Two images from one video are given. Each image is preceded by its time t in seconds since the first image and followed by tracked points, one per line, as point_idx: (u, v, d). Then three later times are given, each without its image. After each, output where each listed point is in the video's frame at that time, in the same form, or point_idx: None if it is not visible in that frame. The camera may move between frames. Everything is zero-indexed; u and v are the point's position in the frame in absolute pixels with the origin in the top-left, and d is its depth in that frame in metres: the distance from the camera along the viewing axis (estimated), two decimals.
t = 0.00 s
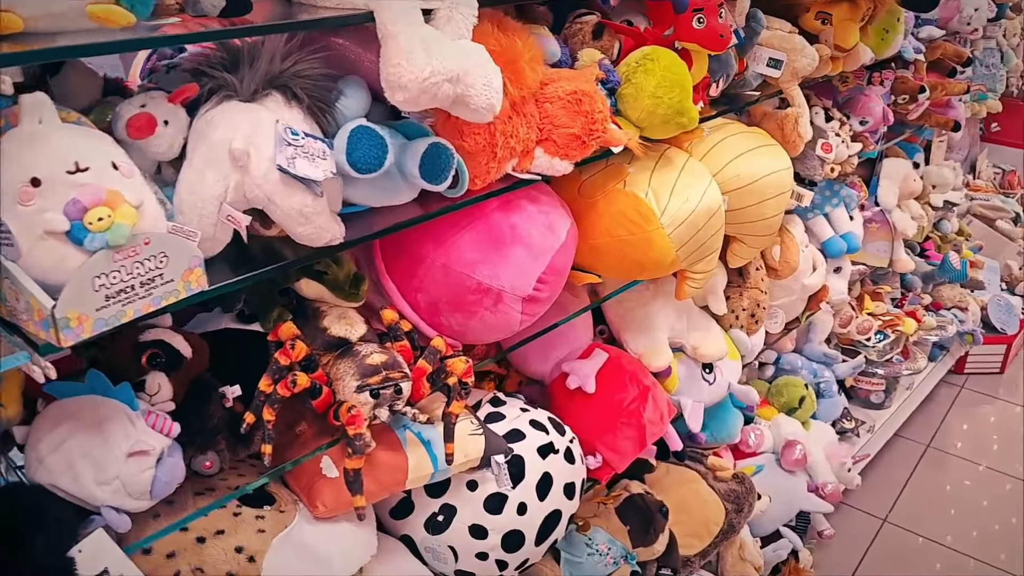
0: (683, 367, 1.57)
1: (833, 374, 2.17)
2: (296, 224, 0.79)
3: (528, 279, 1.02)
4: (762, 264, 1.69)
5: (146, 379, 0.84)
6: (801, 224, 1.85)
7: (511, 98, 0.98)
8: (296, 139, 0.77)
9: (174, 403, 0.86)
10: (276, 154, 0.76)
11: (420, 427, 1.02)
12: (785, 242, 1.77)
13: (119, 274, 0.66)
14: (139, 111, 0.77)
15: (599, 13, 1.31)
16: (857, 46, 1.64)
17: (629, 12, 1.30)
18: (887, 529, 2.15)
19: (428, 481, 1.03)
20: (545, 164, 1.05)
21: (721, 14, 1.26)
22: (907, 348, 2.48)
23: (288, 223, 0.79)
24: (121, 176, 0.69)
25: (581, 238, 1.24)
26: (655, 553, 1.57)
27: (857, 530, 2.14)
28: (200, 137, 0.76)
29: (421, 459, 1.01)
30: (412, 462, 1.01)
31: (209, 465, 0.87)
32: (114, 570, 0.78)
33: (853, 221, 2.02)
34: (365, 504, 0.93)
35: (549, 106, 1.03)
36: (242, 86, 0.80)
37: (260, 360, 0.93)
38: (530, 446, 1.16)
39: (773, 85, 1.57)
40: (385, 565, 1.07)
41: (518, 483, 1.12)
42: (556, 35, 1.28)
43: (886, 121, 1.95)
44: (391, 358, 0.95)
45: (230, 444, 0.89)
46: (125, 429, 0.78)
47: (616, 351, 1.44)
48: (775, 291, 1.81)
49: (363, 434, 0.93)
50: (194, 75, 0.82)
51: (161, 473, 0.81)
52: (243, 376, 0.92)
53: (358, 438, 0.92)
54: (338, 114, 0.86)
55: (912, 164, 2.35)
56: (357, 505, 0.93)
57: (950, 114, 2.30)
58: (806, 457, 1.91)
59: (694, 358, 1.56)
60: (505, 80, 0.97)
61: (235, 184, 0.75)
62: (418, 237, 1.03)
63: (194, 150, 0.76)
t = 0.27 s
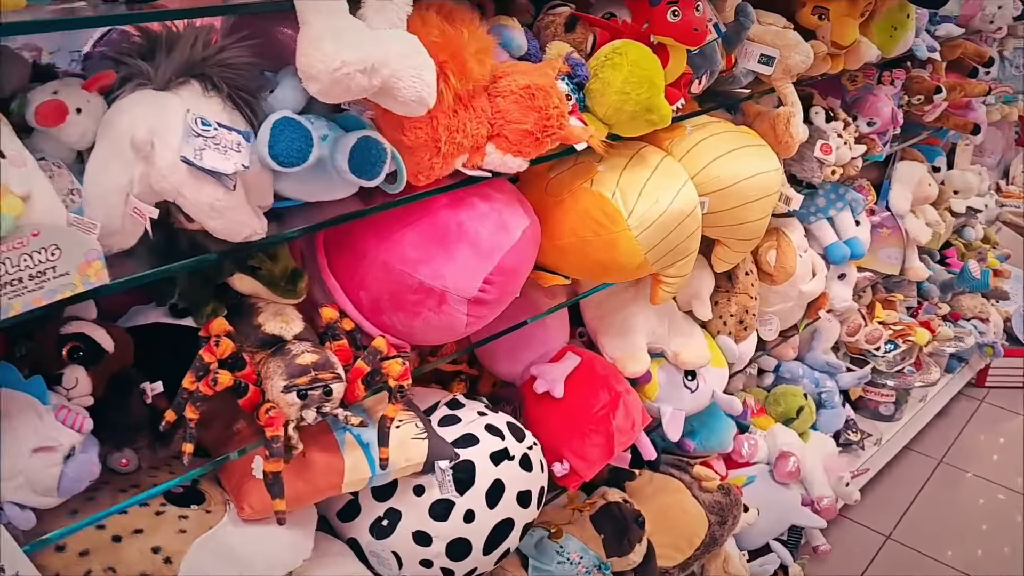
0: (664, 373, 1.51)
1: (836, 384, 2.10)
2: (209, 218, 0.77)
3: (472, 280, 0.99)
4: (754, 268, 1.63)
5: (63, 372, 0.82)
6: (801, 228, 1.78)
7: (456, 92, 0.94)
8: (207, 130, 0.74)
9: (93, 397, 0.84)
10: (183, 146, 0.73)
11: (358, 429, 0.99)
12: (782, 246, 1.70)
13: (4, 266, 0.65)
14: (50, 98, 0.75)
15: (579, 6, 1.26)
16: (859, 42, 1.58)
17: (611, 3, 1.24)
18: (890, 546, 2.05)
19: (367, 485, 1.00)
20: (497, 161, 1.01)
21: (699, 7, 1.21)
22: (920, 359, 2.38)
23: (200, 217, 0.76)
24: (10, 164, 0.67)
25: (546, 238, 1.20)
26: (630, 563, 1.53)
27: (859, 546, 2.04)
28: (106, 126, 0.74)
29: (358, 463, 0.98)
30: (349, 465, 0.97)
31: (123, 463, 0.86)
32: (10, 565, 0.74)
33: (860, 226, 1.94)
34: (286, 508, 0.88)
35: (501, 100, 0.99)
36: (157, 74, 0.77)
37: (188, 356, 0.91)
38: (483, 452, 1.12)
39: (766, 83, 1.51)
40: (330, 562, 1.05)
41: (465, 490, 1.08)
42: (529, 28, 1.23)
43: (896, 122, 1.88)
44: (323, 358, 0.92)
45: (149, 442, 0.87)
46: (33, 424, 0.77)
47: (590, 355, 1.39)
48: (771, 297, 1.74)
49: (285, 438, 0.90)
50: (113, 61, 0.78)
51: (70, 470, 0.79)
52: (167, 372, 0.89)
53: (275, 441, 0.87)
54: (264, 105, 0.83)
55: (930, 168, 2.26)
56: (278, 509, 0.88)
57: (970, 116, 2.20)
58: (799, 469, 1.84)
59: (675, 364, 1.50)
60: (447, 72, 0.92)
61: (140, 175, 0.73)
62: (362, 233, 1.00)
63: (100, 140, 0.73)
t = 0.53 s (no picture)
0: (650, 374, 1.47)
1: (846, 389, 2.02)
2: (132, 211, 0.75)
3: (423, 277, 0.96)
4: (751, 268, 1.57)
5: None
6: (806, 227, 1.72)
7: (404, 83, 0.92)
8: (128, 120, 0.72)
9: (29, 387, 0.84)
10: (99, 137, 0.72)
11: (306, 426, 0.97)
12: (783, 245, 1.64)
13: None
14: None
15: None
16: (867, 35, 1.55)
17: None
18: (899, 558, 1.96)
19: (315, 483, 0.99)
20: (453, 155, 0.98)
21: None
22: (938, 364, 2.26)
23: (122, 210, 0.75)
24: None
25: (516, 233, 1.17)
26: (612, 567, 1.49)
27: (866, 557, 1.96)
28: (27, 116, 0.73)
29: (304, 460, 0.97)
30: (294, 462, 0.96)
31: (56, 455, 0.85)
32: None
33: (872, 226, 1.85)
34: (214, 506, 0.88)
35: (457, 92, 0.96)
36: (83, 63, 0.76)
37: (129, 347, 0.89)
38: (442, 451, 1.10)
39: (762, 75, 1.45)
40: (286, 558, 1.03)
41: (421, 491, 1.06)
42: (507, 19, 1.21)
43: (910, 117, 1.80)
44: (264, 354, 0.90)
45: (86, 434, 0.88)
46: None
47: (570, 354, 1.36)
48: (771, 298, 1.68)
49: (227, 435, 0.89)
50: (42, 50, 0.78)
51: None
52: (106, 364, 0.88)
53: (203, 439, 0.84)
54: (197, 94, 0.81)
55: (955, 165, 2.17)
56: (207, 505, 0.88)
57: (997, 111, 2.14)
58: (799, 477, 1.78)
59: (662, 365, 1.46)
60: (394, 63, 0.91)
61: (58, 166, 0.72)
62: (313, 227, 0.98)
63: (20, 130, 0.73)
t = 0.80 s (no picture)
0: (652, 362, 1.43)
1: (864, 379, 1.96)
2: (89, 191, 0.74)
3: (399, 260, 0.94)
4: (759, 253, 1.52)
5: None
6: (819, 211, 1.66)
7: (376, 61, 0.90)
8: (82, 99, 0.72)
9: None
10: (51, 115, 0.71)
11: (282, 411, 0.95)
12: (794, 230, 1.59)
13: None
14: None
15: None
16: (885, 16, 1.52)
17: None
18: (919, 552, 1.91)
19: (292, 468, 0.98)
20: (432, 135, 0.96)
21: None
22: (966, 355, 2.21)
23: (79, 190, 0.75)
24: None
25: (504, 216, 1.15)
26: (612, 557, 1.47)
27: (883, 551, 1.90)
28: None
29: (279, 445, 0.95)
30: (270, 447, 0.95)
31: (24, 436, 0.87)
32: None
33: (892, 211, 1.79)
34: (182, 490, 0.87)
35: (434, 71, 0.94)
36: (38, 41, 0.75)
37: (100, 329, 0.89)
38: (426, 438, 1.08)
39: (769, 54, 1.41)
40: (266, 542, 1.03)
41: (403, 477, 1.05)
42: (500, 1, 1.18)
43: (931, 98, 1.71)
44: (235, 337, 0.89)
45: (57, 415, 0.89)
46: None
47: (566, 340, 1.33)
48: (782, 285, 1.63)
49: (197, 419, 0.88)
50: None
51: None
52: (76, 346, 0.89)
53: (166, 421, 0.83)
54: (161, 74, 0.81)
55: (984, 149, 2.08)
56: (175, 490, 0.87)
57: None
58: (811, 468, 1.73)
59: (663, 352, 1.42)
60: (365, 40, 0.89)
61: (11, 145, 0.71)
62: (289, 208, 0.97)
63: None
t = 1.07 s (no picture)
0: (660, 346, 1.41)
1: (882, 365, 1.91)
2: (68, 170, 0.74)
3: (391, 243, 0.93)
4: (771, 236, 1.48)
5: None
6: (835, 193, 1.61)
7: (365, 38, 0.89)
8: (59, 77, 0.72)
9: None
10: (27, 93, 0.71)
11: (274, 395, 0.95)
12: (808, 213, 1.55)
13: None
14: None
15: None
16: None
17: None
18: (937, 542, 1.87)
19: (285, 453, 0.97)
20: (426, 115, 0.94)
21: None
22: (988, 340, 2.14)
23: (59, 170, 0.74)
24: None
25: (504, 198, 1.13)
26: (620, 544, 1.45)
27: (900, 540, 1.87)
28: None
29: (272, 429, 0.95)
30: (263, 431, 0.94)
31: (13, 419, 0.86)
32: None
33: (912, 193, 1.74)
34: (171, 474, 0.87)
35: (427, 48, 0.92)
36: (17, 18, 0.74)
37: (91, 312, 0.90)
38: (423, 423, 1.07)
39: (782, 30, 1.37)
40: (262, 527, 1.02)
41: (400, 463, 1.04)
42: None
43: (954, 75, 1.65)
44: (225, 320, 0.89)
45: (47, 398, 0.89)
46: None
47: (570, 325, 1.31)
48: (795, 269, 1.59)
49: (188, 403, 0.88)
50: None
51: None
52: (65, 329, 0.89)
53: (153, 405, 0.84)
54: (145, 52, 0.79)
55: (1012, 129, 2.01)
56: (163, 474, 0.87)
57: None
58: (826, 456, 1.70)
59: (671, 337, 1.39)
60: (354, 16, 0.87)
61: None
62: (282, 190, 0.96)
63: None
